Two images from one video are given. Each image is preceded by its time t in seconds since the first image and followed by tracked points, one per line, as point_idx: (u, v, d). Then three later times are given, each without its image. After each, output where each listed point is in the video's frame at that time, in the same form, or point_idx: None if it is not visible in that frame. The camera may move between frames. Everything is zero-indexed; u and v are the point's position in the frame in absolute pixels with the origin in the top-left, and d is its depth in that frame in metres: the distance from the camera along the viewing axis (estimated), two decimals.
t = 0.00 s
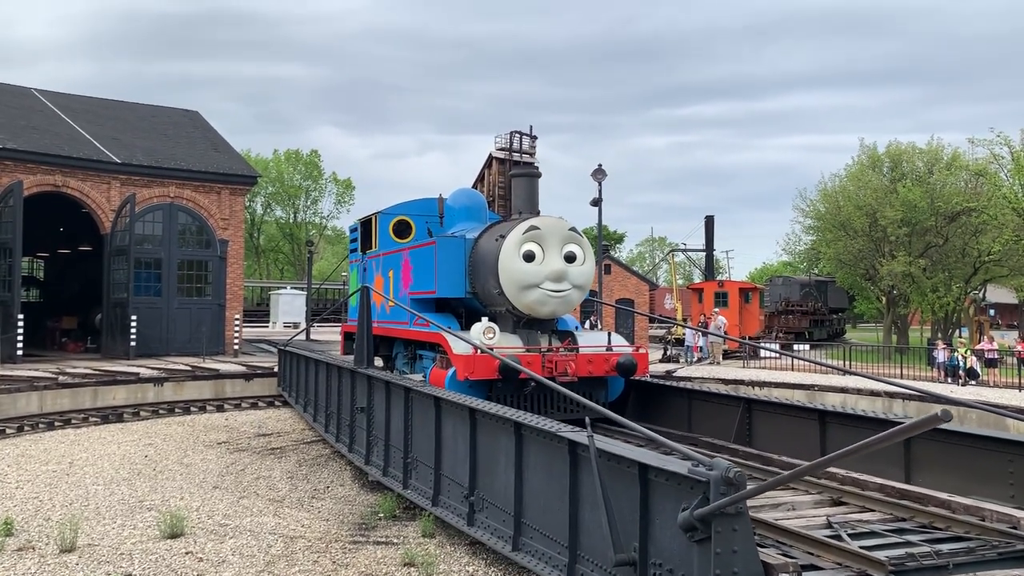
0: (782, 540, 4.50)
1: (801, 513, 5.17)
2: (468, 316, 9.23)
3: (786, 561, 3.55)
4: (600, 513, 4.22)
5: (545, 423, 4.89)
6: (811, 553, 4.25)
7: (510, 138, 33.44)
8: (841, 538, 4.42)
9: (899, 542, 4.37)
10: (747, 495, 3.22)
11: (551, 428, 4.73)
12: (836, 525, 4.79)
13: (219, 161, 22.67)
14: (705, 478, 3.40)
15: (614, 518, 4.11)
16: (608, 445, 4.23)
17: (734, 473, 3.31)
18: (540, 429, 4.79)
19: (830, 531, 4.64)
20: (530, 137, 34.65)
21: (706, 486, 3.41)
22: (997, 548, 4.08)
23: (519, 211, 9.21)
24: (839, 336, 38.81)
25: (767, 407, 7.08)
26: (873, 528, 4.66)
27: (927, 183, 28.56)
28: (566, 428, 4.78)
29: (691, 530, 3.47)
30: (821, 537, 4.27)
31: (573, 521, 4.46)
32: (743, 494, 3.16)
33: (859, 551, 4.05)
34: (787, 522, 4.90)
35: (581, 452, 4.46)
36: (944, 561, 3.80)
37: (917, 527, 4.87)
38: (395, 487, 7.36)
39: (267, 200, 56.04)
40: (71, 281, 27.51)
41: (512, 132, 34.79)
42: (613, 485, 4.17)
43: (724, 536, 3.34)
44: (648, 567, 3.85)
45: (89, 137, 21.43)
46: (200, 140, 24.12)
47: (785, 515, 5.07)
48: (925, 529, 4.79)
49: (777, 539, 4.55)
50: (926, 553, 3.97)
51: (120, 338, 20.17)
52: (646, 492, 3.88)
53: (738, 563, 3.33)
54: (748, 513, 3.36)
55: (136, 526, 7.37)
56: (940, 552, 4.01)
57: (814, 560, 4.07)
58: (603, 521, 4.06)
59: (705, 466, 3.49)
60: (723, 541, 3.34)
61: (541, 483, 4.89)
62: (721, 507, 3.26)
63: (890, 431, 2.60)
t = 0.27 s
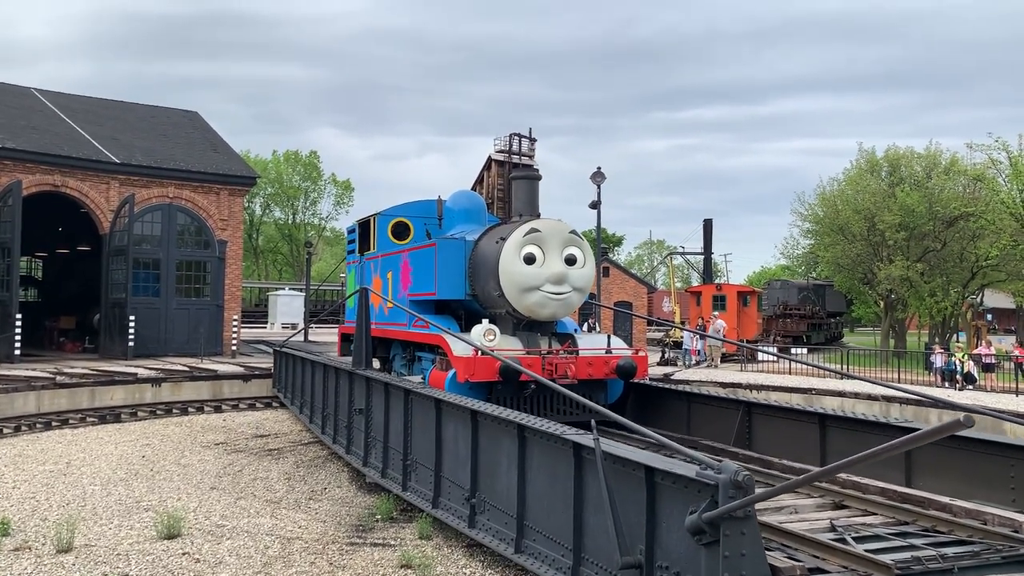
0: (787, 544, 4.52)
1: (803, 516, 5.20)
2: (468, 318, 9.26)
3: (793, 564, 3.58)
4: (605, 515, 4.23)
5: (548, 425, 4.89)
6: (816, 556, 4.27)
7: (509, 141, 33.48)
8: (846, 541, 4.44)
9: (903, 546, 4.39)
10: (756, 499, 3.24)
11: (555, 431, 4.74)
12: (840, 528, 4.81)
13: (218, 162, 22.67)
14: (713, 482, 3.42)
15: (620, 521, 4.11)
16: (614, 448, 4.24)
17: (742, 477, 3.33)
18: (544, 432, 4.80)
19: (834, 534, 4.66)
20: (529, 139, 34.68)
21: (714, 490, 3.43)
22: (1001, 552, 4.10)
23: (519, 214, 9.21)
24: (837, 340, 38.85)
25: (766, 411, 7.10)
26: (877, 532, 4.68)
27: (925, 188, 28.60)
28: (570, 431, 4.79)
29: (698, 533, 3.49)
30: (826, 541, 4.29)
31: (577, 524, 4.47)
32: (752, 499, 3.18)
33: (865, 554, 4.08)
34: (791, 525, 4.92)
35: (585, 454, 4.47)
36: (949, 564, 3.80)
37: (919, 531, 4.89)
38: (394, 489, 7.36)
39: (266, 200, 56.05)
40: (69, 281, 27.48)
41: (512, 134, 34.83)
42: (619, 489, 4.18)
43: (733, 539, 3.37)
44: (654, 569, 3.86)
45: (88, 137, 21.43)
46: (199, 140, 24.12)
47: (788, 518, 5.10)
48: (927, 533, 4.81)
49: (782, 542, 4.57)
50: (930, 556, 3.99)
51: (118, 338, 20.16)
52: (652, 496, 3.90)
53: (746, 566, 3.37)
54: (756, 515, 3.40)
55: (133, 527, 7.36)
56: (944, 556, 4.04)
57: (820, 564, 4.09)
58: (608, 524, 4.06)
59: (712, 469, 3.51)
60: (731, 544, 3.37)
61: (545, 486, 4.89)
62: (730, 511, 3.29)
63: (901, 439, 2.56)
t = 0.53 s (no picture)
0: (791, 545, 4.52)
1: (805, 517, 5.20)
2: (466, 319, 9.26)
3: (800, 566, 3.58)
4: (610, 516, 4.23)
5: (550, 426, 4.90)
6: (821, 558, 4.27)
7: (507, 141, 33.48)
8: (850, 542, 4.44)
9: (907, 547, 4.39)
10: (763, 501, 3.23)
11: (558, 432, 4.74)
12: (842, 529, 4.81)
13: (215, 162, 22.64)
14: (721, 483, 3.41)
15: (625, 522, 4.11)
16: (619, 449, 4.24)
17: (750, 479, 3.33)
18: (546, 433, 4.80)
19: (836, 535, 4.67)
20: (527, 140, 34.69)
21: (722, 491, 3.43)
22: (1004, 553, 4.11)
23: (518, 214, 9.20)
24: (833, 342, 38.90)
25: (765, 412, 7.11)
26: (879, 533, 4.69)
27: (922, 190, 28.64)
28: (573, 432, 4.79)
29: (705, 534, 3.49)
30: (831, 542, 4.29)
31: (581, 524, 4.48)
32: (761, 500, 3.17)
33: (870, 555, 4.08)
34: (794, 526, 4.92)
35: (589, 455, 4.47)
36: (953, 565, 3.81)
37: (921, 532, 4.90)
38: (391, 490, 7.35)
39: (263, 200, 56.00)
40: (65, 280, 27.42)
41: (510, 135, 34.85)
42: (623, 490, 4.18)
43: (740, 540, 3.36)
44: (660, 570, 3.86)
45: (85, 136, 21.39)
46: (196, 140, 24.10)
47: (790, 519, 5.10)
48: (929, 534, 4.82)
49: (786, 543, 4.57)
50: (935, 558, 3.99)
51: (114, 338, 20.12)
52: (658, 497, 3.90)
53: (753, 568, 3.36)
54: (763, 517, 3.39)
55: (129, 527, 7.35)
56: (948, 557, 4.04)
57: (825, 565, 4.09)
58: (614, 525, 4.05)
59: (720, 470, 3.50)
60: (739, 545, 3.36)
61: (546, 486, 4.89)
62: (738, 512, 3.29)
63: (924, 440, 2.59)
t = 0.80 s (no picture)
0: (795, 545, 4.54)
1: (807, 517, 5.21)
2: (463, 320, 9.27)
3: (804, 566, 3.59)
4: (615, 518, 4.24)
5: (552, 427, 4.91)
6: (826, 558, 4.28)
7: (503, 142, 33.51)
8: (853, 542, 4.46)
9: (911, 547, 4.41)
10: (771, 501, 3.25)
11: (560, 433, 4.75)
12: (845, 529, 4.82)
13: (212, 162, 22.60)
14: (729, 483, 3.42)
15: (629, 523, 4.12)
16: (623, 449, 4.24)
17: (758, 479, 3.35)
18: (549, 434, 4.81)
19: (840, 535, 4.68)
20: (524, 141, 34.69)
21: (729, 492, 3.44)
22: (1007, 552, 4.14)
23: (516, 215, 9.20)
24: (829, 343, 38.98)
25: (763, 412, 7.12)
26: (882, 533, 4.70)
27: (918, 191, 28.65)
28: (576, 434, 4.80)
29: (712, 535, 3.50)
30: (835, 542, 4.30)
31: (584, 525, 4.49)
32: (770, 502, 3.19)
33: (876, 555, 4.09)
34: (797, 526, 4.94)
35: (592, 456, 4.48)
36: (957, 565, 3.83)
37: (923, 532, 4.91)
38: (389, 489, 7.35)
39: (260, 201, 55.94)
40: (61, 281, 27.36)
41: (507, 136, 34.86)
42: (627, 491, 4.18)
43: (747, 540, 3.39)
44: (665, 570, 3.87)
45: (80, 136, 21.33)
46: (192, 141, 24.06)
47: (793, 520, 5.11)
48: (931, 533, 4.85)
49: (790, 543, 4.59)
50: (940, 558, 4.01)
51: (110, 339, 20.08)
52: (663, 497, 3.90)
53: (760, 569, 3.39)
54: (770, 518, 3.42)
55: (125, 528, 7.34)
56: (953, 557, 4.06)
57: (831, 565, 4.10)
58: (619, 526, 4.06)
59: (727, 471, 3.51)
60: (746, 545, 3.39)
61: (549, 487, 4.90)
62: (747, 512, 3.30)
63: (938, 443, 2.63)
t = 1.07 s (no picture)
0: (800, 546, 4.55)
1: (810, 519, 5.23)
2: (461, 322, 9.27)
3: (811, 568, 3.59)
4: (619, 519, 4.24)
5: (555, 428, 4.90)
6: (831, 560, 4.29)
7: (500, 144, 33.53)
8: (857, 543, 4.47)
9: (915, 548, 4.42)
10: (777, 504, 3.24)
11: (563, 435, 4.75)
12: (847, 531, 4.84)
13: (208, 164, 22.57)
14: (736, 485, 3.43)
15: (635, 525, 4.12)
16: (628, 451, 4.24)
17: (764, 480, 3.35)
18: (552, 436, 4.81)
19: (843, 536, 4.69)
20: (521, 143, 34.72)
21: (736, 494, 3.45)
22: (1010, 553, 4.15)
23: (514, 218, 9.21)
24: (826, 344, 39.06)
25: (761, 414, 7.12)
26: (885, 534, 4.72)
27: (914, 193, 28.68)
28: (579, 435, 4.80)
29: (719, 536, 3.50)
30: (840, 543, 4.32)
31: (587, 527, 4.49)
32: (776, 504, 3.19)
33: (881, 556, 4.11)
34: (801, 528, 4.96)
35: (596, 458, 4.48)
36: (961, 566, 3.84)
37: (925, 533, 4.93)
38: (387, 492, 7.34)
39: (257, 203, 55.90)
40: (57, 282, 27.30)
41: (503, 138, 34.88)
42: (632, 493, 4.18)
43: (754, 542, 3.38)
44: (671, 572, 3.88)
45: (77, 138, 21.28)
46: (189, 142, 24.02)
47: (795, 521, 5.13)
48: (933, 535, 4.86)
49: (794, 545, 4.60)
50: (943, 559, 4.02)
51: (106, 341, 20.03)
52: (669, 499, 3.91)
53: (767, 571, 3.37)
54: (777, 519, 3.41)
55: (121, 530, 7.32)
56: (956, 559, 4.07)
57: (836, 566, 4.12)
58: (624, 528, 4.06)
59: (734, 473, 3.52)
60: (753, 546, 3.38)
61: (551, 489, 4.90)
62: (752, 514, 3.31)
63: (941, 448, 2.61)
